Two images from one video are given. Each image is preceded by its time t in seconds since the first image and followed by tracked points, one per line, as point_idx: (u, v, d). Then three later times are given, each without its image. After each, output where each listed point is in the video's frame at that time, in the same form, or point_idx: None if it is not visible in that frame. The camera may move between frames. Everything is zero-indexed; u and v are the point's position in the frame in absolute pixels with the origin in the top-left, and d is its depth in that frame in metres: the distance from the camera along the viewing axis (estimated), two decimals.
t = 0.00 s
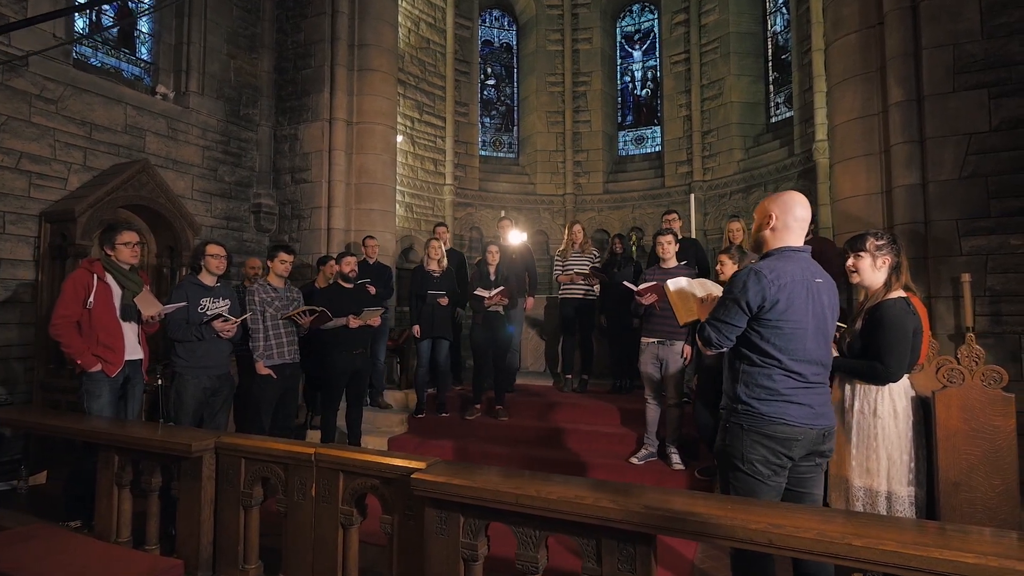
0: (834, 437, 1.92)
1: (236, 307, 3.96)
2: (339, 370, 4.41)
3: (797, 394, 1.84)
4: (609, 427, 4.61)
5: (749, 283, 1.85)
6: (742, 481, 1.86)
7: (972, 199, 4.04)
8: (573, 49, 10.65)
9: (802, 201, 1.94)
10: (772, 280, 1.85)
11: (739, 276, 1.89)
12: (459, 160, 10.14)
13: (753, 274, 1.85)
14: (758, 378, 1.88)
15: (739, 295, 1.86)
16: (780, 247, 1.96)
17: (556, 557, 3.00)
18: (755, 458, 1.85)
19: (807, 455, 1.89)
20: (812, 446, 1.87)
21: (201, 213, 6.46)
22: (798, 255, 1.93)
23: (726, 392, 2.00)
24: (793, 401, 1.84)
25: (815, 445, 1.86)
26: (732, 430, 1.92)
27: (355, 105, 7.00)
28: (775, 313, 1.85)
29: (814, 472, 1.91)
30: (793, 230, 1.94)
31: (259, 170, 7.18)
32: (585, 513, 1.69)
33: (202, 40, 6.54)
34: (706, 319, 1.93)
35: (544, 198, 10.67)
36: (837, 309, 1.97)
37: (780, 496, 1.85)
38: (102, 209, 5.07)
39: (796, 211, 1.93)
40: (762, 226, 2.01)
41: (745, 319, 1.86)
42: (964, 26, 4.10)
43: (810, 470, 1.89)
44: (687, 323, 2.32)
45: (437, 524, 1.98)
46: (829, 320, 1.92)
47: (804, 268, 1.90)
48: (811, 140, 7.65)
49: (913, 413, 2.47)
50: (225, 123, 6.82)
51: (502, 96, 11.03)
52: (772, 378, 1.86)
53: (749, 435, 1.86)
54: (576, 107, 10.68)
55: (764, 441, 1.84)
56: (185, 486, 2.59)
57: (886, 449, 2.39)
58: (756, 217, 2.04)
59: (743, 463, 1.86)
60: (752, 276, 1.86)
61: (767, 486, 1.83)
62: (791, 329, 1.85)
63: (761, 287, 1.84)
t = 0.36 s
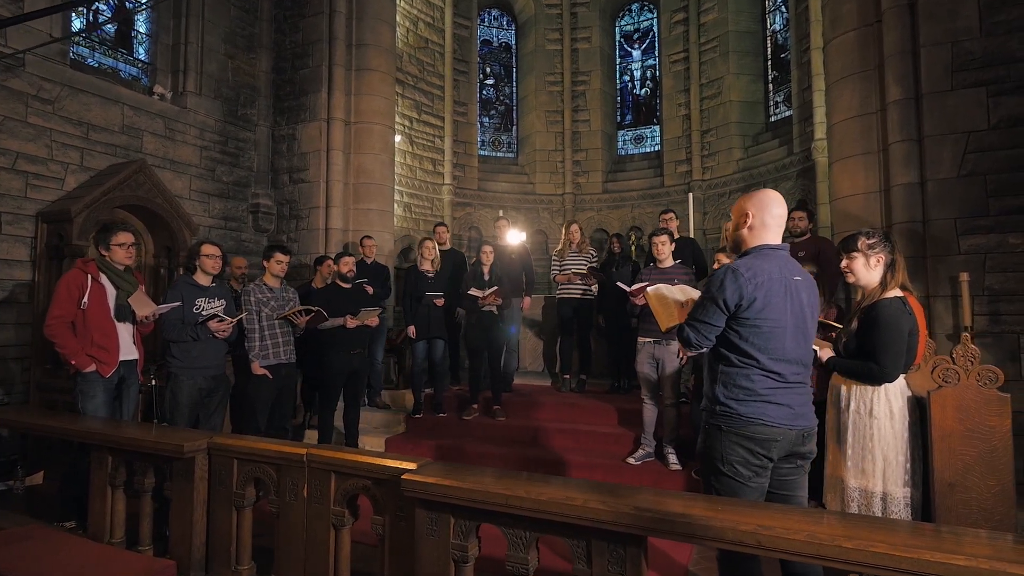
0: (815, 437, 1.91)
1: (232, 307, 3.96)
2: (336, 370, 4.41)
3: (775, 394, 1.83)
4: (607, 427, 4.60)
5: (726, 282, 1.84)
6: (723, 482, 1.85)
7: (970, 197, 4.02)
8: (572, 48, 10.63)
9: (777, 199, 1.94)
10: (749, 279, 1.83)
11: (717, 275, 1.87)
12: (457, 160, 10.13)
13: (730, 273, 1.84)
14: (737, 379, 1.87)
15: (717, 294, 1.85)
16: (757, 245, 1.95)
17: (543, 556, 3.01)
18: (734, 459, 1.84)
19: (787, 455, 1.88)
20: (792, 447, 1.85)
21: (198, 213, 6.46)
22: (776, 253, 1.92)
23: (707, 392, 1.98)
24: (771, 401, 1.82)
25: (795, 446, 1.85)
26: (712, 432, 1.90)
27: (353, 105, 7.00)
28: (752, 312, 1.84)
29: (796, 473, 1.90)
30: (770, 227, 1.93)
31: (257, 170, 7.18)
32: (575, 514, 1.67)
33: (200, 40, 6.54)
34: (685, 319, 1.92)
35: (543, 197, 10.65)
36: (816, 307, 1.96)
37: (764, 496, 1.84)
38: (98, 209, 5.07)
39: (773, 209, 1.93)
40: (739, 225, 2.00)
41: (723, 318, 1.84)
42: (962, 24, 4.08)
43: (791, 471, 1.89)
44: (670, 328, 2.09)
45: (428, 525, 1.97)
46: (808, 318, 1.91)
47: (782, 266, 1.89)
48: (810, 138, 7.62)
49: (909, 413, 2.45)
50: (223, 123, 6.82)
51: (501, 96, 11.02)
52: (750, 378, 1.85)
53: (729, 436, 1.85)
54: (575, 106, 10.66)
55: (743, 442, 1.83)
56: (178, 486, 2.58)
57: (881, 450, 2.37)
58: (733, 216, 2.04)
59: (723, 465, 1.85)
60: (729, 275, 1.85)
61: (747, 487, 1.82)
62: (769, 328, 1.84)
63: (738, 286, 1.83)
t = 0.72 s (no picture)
0: (798, 439, 1.89)
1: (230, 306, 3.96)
2: (335, 369, 4.41)
3: (755, 395, 1.81)
4: (606, 428, 4.58)
5: (704, 282, 1.82)
6: (705, 484, 1.84)
7: (972, 196, 3.98)
8: (574, 46, 10.60)
9: (759, 197, 1.92)
10: (726, 278, 1.82)
11: (694, 275, 1.86)
12: (458, 159, 10.12)
13: (708, 273, 1.83)
14: (716, 380, 1.85)
15: (694, 295, 1.83)
16: (738, 245, 1.94)
17: (533, 558, 3.01)
18: (715, 461, 1.82)
19: (770, 457, 1.86)
20: (774, 448, 1.84)
21: (198, 212, 6.47)
22: (755, 252, 1.90)
23: (689, 394, 1.97)
24: (751, 402, 1.81)
25: (777, 447, 1.83)
26: (694, 434, 1.89)
27: (353, 105, 7.00)
28: (730, 312, 1.82)
29: (780, 475, 1.89)
30: (750, 226, 1.92)
31: (258, 169, 7.19)
32: (566, 515, 1.66)
33: (200, 39, 6.55)
34: (665, 320, 1.92)
35: (545, 196, 10.63)
36: (799, 306, 1.93)
37: (748, 498, 1.83)
38: (98, 209, 5.09)
39: (753, 207, 1.92)
40: (720, 224, 1.99)
41: (701, 319, 1.83)
42: (965, 22, 4.04)
43: (774, 473, 1.88)
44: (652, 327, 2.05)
45: (420, 525, 1.96)
46: (789, 318, 1.89)
47: (761, 265, 1.87)
48: (812, 137, 7.58)
49: (908, 413, 2.42)
50: (223, 123, 6.83)
51: (502, 95, 11.01)
52: (730, 380, 1.83)
53: (709, 438, 1.83)
54: (576, 105, 10.63)
55: (724, 443, 1.82)
56: (173, 486, 2.58)
57: (879, 451, 2.35)
58: (715, 215, 2.03)
59: (704, 466, 1.84)
60: (707, 275, 1.83)
61: (729, 489, 1.80)
62: (747, 328, 1.82)
63: (716, 286, 1.81)
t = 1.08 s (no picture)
0: (787, 440, 1.87)
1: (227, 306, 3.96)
2: (333, 369, 4.40)
3: (740, 397, 1.79)
4: (605, 428, 4.56)
5: (686, 284, 1.82)
6: (692, 486, 1.83)
7: (973, 195, 3.95)
8: (575, 46, 10.59)
9: (739, 195, 1.92)
10: (708, 279, 1.81)
11: (677, 277, 1.86)
12: (459, 159, 10.12)
13: (691, 274, 1.82)
14: (702, 382, 1.84)
15: (676, 297, 1.83)
16: (722, 245, 1.93)
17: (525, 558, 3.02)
18: (701, 463, 1.81)
19: (759, 458, 1.84)
20: (761, 450, 1.82)
21: (198, 212, 6.48)
22: (739, 252, 1.89)
23: (676, 396, 1.96)
24: (737, 404, 1.79)
25: (764, 449, 1.81)
26: (681, 435, 1.88)
27: (353, 105, 7.00)
28: (714, 314, 1.81)
29: (769, 477, 1.87)
30: (733, 225, 1.91)
31: (258, 169, 7.19)
32: (554, 516, 1.65)
33: (200, 39, 6.55)
34: (651, 322, 1.92)
35: (546, 196, 10.62)
36: (786, 306, 1.92)
37: (736, 500, 1.81)
38: (97, 208, 5.10)
39: (735, 206, 1.91)
40: (703, 224, 1.99)
41: (684, 321, 1.83)
42: (966, 20, 4.01)
43: (763, 475, 1.86)
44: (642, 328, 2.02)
45: (411, 526, 1.95)
46: (775, 318, 1.87)
47: (745, 265, 1.86)
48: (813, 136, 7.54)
49: (906, 415, 2.40)
50: (223, 123, 6.84)
51: (503, 95, 11.00)
52: (715, 382, 1.82)
53: (695, 440, 1.82)
54: (577, 105, 10.61)
55: (710, 446, 1.80)
56: (167, 486, 2.58)
57: (875, 453, 2.33)
58: (699, 216, 2.03)
59: (690, 469, 1.82)
60: (689, 276, 1.83)
61: (716, 492, 1.79)
62: (731, 329, 1.81)
63: (698, 287, 1.80)
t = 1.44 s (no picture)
0: (783, 441, 1.85)
1: (225, 306, 3.96)
2: (331, 369, 4.40)
3: (734, 397, 1.78)
4: (603, 428, 4.55)
5: (678, 283, 1.80)
6: (686, 487, 1.81)
7: (973, 193, 3.93)
8: (575, 45, 10.57)
9: (730, 193, 1.91)
10: (701, 278, 1.79)
11: (669, 276, 1.85)
12: (459, 158, 10.11)
13: (683, 274, 1.81)
14: (696, 382, 1.83)
15: (669, 297, 1.82)
16: (715, 244, 1.92)
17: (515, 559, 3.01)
18: (696, 464, 1.80)
19: (754, 458, 1.82)
20: (756, 450, 1.80)
21: (198, 212, 6.49)
22: (732, 251, 1.88)
23: (671, 396, 1.95)
24: (731, 404, 1.77)
25: (759, 449, 1.79)
26: (675, 436, 1.87)
27: (352, 104, 7.00)
28: (707, 313, 1.79)
29: (765, 477, 1.85)
30: (726, 223, 1.90)
31: (257, 168, 7.20)
32: (545, 517, 1.64)
33: (199, 39, 6.56)
34: (645, 322, 1.91)
35: (546, 196, 10.60)
36: (781, 304, 1.90)
37: (731, 501, 1.79)
38: (96, 208, 5.11)
39: (727, 205, 1.90)
40: (696, 223, 1.98)
41: (677, 320, 1.81)
42: (966, 16, 3.98)
43: (759, 475, 1.84)
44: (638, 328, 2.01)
45: (403, 527, 1.94)
46: (769, 316, 1.85)
47: (738, 264, 1.84)
48: (814, 134, 7.51)
49: (904, 415, 2.38)
50: (223, 123, 6.84)
51: (503, 94, 10.99)
52: (709, 382, 1.80)
53: (689, 440, 1.80)
54: (578, 104, 10.59)
55: (704, 446, 1.79)
56: (161, 486, 2.58)
57: (872, 454, 2.31)
58: (692, 215, 2.02)
59: (685, 469, 1.81)
60: (681, 275, 1.81)
61: (710, 492, 1.77)
62: (724, 328, 1.79)
63: (690, 286, 1.79)
